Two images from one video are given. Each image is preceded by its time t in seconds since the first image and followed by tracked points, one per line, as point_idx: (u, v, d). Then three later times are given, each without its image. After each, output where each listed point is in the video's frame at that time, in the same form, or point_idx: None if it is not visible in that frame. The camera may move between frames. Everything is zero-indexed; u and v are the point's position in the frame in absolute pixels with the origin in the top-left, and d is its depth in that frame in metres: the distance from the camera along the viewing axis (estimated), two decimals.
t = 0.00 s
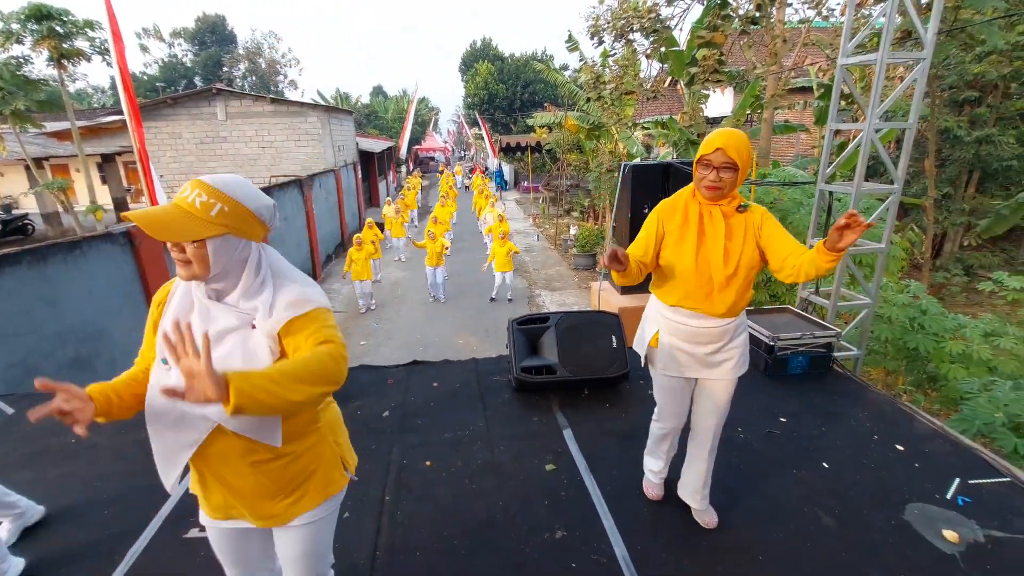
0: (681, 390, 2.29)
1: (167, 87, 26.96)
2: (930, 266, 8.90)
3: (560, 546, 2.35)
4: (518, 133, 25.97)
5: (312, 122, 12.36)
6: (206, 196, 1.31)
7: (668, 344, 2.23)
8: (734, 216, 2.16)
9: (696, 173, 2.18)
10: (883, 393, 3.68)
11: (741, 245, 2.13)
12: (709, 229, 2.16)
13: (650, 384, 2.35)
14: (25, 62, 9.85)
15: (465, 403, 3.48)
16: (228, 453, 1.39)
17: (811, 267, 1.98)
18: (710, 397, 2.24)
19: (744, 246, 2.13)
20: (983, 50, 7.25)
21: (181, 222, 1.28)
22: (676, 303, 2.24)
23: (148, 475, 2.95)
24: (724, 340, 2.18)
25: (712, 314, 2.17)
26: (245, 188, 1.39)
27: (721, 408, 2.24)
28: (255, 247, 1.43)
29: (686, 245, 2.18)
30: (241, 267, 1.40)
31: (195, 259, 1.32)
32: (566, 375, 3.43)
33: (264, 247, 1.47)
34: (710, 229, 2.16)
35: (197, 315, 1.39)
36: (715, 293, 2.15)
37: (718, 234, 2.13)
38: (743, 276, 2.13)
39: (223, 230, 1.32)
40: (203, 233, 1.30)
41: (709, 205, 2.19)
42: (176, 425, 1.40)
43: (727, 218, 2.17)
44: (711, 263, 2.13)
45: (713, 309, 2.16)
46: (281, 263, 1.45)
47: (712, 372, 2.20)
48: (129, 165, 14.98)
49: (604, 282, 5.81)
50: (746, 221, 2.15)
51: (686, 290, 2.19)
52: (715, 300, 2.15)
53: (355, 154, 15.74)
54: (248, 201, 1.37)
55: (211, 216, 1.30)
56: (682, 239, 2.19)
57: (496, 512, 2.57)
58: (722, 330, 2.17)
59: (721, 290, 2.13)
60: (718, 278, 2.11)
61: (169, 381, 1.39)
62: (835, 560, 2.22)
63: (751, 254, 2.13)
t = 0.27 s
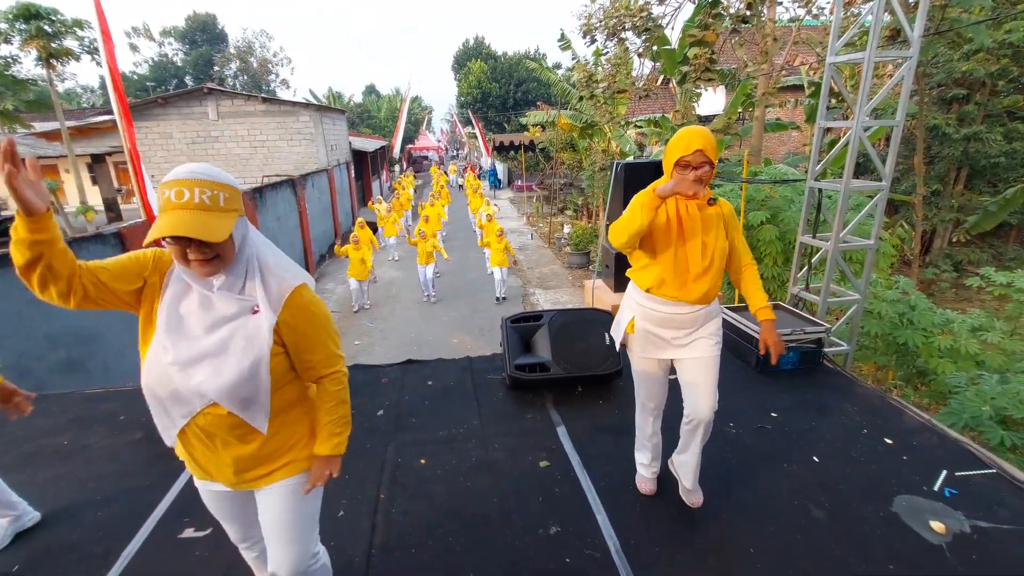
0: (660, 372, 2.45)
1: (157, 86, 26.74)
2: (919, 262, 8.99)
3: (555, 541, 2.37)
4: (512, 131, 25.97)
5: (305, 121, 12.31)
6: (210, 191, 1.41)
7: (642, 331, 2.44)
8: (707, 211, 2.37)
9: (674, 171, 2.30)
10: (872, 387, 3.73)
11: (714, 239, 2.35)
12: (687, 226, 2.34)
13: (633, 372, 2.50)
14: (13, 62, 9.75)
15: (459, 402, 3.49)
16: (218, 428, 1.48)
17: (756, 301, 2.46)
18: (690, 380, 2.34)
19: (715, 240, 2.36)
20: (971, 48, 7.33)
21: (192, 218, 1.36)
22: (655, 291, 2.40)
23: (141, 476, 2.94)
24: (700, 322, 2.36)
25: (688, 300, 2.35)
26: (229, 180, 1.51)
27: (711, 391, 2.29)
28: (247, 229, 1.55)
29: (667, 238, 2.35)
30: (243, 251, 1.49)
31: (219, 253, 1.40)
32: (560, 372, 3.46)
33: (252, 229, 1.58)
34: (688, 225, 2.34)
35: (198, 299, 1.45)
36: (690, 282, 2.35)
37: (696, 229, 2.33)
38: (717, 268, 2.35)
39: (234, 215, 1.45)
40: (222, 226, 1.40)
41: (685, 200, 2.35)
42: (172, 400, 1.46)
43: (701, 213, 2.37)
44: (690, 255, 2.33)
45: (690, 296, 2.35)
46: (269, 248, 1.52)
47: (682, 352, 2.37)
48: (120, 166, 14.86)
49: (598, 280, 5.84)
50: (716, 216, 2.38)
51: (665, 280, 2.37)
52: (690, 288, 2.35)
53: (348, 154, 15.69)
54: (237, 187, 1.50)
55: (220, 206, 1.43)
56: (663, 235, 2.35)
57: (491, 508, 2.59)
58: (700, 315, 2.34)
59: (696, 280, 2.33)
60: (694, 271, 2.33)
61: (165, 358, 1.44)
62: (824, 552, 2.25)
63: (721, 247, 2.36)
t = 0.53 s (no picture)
0: (649, 368, 2.48)
1: (150, 85, 26.60)
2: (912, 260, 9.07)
3: (551, 538, 2.39)
4: (507, 130, 25.99)
5: (299, 120, 12.29)
6: (213, 199, 1.44)
7: (633, 324, 2.45)
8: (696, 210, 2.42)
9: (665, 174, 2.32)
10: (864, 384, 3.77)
11: (706, 237, 2.39)
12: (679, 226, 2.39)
13: (620, 363, 2.53)
14: (5, 61, 9.68)
15: (456, 400, 3.50)
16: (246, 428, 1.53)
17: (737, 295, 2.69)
18: (677, 377, 2.39)
19: (707, 238, 2.40)
20: (962, 47, 7.41)
21: (193, 226, 1.40)
22: (648, 288, 2.43)
23: (137, 477, 2.93)
24: (688, 321, 2.40)
25: (680, 297, 2.38)
26: (243, 188, 1.52)
27: (694, 387, 2.34)
28: (256, 236, 1.58)
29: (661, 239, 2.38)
30: (251, 257, 1.54)
31: (223, 258, 1.44)
32: (555, 370, 3.47)
33: (263, 235, 1.61)
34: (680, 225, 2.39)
35: (224, 301, 1.50)
36: (683, 278, 2.39)
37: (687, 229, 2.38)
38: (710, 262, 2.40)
39: (239, 221, 1.46)
40: (222, 234, 1.42)
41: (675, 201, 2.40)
42: (208, 404, 1.48)
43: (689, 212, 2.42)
44: (684, 253, 2.38)
45: (683, 294, 2.37)
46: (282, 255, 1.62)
47: (675, 351, 2.38)
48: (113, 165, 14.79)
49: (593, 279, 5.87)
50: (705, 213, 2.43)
51: (660, 279, 2.41)
52: (683, 285, 2.38)
53: (343, 153, 15.66)
54: (242, 192, 1.51)
55: (225, 215, 1.44)
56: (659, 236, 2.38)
57: (487, 506, 2.60)
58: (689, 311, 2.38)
59: (690, 277, 2.38)
60: (689, 267, 2.36)
61: (200, 362, 1.47)
62: (817, 546, 2.28)
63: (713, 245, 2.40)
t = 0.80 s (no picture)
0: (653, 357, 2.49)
1: (143, 83, 26.37)
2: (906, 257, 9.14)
3: (548, 534, 2.40)
4: (503, 129, 25.96)
5: (294, 118, 12.24)
6: (233, 195, 1.50)
7: (638, 313, 2.49)
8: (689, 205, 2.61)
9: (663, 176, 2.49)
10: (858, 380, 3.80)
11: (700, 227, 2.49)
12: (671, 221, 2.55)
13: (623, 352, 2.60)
14: None
15: (453, 397, 3.51)
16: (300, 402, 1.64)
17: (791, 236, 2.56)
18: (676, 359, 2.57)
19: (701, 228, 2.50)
20: (955, 46, 7.47)
21: (214, 220, 1.47)
22: (647, 278, 2.50)
23: (133, 476, 2.93)
24: (686, 307, 2.49)
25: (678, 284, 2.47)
26: (266, 183, 1.58)
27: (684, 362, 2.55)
28: (278, 231, 1.64)
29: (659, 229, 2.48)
30: (275, 247, 1.61)
31: (237, 251, 1.52)
32: (552, 367, 3.49)
33: (284, 229, 1.67)
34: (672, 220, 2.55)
35: (257, 289, 1.58)
36: (680, 267, 2.47)
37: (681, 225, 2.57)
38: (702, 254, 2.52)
39: (254, 220, 1.52)
40: (237, 229, 1.49)
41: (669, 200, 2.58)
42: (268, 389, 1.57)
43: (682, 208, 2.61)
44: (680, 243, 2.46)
45: (681, 281, 2.47)
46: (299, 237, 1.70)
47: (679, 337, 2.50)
48: (107, 164, 14.69)
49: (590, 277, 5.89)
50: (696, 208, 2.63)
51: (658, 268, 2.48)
52: (680, 273, 2.47)
53: (338, 151, 15.62)
54: (266, 191, 1.56)
55: (244, 211, 1.51)
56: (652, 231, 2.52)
57: (484, 502, 2.61)
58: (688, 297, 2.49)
59: (686, 266, 2.46)
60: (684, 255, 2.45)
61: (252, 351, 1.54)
62: (812, 540, 2.30)
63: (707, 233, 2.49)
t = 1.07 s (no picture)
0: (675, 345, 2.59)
1: (138, 81, 26.17)
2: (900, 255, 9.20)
3: (547, 530, 2.41)
4: (500, 127, 25.94)
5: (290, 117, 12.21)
6: (253, 182, 1.49)
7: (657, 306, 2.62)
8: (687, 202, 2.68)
9: (661, 175, 2.57)
10: (853, 377, 3.83)
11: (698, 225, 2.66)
12: (674, 217, 2.62)
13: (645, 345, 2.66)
14: None
15: (451, 396, 3.52)
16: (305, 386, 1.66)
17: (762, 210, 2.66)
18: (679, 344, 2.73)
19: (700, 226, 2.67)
20: (950, 45, 7.52)
21: (234, 207, 1.47)
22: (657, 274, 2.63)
23: (131, 475, 2.92)
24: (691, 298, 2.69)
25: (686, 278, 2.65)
26: (283, 170, 1.56)
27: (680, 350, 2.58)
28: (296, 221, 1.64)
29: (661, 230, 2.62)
30: (289, 236, 1.61)
31: (251, 237, 1.53)
32: (549, 365, 3.50)
33: (304, 218, 1.67)
34: (674, 218, 2.63)
35: (259, 275, 1.62)
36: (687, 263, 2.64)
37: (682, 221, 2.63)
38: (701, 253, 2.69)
39: (272, 211, 1.52)
40: (254, 216, 1.49)
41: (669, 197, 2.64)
42: (269, 371, 1.62)
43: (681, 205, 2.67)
44: (683, 241, 2.61)
45: (689, 275, 2.65)
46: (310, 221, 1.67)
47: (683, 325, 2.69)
48: (101, 163, 14.61)
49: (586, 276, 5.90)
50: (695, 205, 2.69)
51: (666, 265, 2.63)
52: (688, 269, 2.64)
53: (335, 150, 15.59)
54: (288, 183, 1.55)
55: (262, 199, 1.50)
56: (654, 227, 2.61)
57: (483, 499, 2.62)
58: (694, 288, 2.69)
59: (691, 262, 2.63)
60: (688, 253, 2.61)
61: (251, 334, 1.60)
62: (807, 534, 2.32)
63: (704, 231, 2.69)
